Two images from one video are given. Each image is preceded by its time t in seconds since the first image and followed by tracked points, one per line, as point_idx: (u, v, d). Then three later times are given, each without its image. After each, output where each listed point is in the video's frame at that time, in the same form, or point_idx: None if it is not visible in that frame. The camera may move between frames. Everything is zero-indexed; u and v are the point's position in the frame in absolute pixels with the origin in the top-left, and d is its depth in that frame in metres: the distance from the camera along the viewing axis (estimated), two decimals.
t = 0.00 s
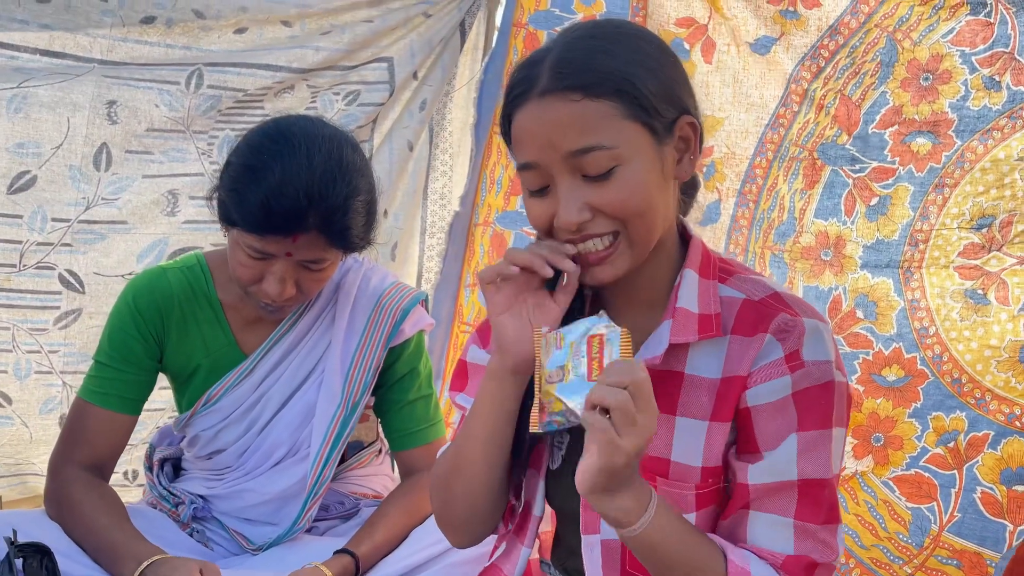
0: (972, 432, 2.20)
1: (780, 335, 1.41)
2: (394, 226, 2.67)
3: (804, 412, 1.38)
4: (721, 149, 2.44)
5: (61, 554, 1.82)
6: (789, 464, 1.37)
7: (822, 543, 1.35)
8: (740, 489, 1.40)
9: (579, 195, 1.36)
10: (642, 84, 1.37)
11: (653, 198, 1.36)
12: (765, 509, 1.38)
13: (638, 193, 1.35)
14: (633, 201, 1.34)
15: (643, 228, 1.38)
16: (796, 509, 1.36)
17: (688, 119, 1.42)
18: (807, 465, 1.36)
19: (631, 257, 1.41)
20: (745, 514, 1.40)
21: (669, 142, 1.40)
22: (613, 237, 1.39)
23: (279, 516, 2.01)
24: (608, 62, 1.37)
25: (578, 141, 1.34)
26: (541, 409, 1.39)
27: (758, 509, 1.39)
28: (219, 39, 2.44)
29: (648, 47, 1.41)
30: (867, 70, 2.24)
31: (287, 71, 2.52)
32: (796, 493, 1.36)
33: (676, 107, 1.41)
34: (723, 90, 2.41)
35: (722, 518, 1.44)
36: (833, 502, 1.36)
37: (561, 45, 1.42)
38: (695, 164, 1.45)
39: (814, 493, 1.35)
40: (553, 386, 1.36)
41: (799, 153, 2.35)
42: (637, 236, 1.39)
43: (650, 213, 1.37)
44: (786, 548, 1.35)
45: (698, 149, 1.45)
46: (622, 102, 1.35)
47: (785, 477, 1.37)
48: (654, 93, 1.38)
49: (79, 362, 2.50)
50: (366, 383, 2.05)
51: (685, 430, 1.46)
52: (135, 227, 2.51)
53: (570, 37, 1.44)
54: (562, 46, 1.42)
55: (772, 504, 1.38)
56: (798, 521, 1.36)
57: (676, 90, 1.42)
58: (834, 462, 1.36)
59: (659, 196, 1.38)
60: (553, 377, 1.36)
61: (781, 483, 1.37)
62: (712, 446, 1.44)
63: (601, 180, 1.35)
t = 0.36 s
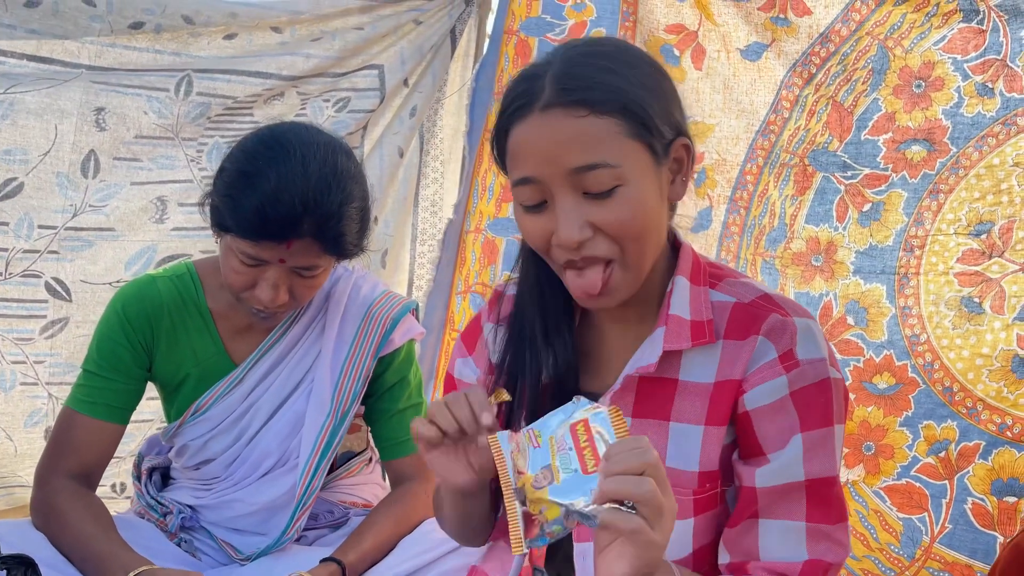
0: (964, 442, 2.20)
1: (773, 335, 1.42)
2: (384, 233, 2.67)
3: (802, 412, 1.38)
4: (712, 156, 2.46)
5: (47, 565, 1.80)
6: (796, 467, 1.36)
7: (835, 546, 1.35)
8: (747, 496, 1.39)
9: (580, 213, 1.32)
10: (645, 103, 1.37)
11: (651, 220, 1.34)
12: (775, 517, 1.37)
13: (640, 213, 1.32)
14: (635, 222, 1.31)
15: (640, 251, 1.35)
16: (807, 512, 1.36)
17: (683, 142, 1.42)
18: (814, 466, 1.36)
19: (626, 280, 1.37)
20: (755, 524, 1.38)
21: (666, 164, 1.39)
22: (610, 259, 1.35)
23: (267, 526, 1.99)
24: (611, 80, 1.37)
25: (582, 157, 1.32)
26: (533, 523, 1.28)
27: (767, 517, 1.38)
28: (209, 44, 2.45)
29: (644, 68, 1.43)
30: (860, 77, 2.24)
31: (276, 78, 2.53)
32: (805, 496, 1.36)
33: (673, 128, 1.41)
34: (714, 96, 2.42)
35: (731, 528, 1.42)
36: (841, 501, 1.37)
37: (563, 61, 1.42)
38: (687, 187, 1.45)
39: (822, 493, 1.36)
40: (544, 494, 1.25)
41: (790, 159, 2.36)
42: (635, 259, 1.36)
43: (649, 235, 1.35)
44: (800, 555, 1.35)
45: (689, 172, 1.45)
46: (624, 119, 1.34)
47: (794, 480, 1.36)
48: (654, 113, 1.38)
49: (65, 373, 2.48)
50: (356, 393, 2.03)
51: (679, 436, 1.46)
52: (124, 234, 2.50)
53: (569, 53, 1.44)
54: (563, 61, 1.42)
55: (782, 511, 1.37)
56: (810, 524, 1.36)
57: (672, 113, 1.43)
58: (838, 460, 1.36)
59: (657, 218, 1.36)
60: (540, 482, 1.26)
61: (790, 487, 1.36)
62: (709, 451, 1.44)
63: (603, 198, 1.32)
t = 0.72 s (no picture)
0: (952, 446, 2.19)
1: (757, 345, 1.45)
2: (375, 240, 2.65)
3: (789, 420, 1.41)
4: (699, 160, 2.44)
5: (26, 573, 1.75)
6: (782, 474, 1.39)
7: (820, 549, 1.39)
8: (734, 505, 1.42)
9: (597, 216, 1.40)
10: (663, 119, 1.47)
11: (661, 228, 1.44)
12: (763, 525, 1.40)
13: (651, 220, 1.41)
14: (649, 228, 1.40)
15: (648, 254, 1.43)
16: (794, 519, 1.40)
17: (686, 162, 1.52)
18: (799, 472, 1.40)
19: (632, 281, 1.44)
20: (744, 532, 1.42)
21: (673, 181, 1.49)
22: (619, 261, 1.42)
23: (254, 536, 1.96)
24: (631, 94, 1.46)
25: (604, 163, 1.40)
26: None
27: (755, 524, 1.41)
28: (194, 53, 2.46)
29: (658, 90, 1.52)
30: (842, 80, 2.25)
31: (263, 83, 2.51)
32: (792, 503, 1.40)
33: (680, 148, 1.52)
34: (701, 100, 2.42)
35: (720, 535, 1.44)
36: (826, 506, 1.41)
37: (585, 74, 1.50)
38: (684, 207, 1.54)
39: (809, 499, 1.40)
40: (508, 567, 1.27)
41: (777, 163, 2.36)
42: (643, 263, 1.44)
43: (658, 242, 1.44)
44: (788, 561, 1.39)
45: (687, 192, 1.54)
46: (642, 132, 1.44)
47: (780, 486, 1.40)
48: (667, 132, 1.48)
49: (49, 381, 2.44)
50: (344, 401, 2.00)
51: (668, 446, 1.47)
52: (106, 241, 2.46)
53: (590, 68, 1.52)
54: (584, 74, 1.50)
55: (769, 518, 1.41)
56: (797, 531, 1.39)
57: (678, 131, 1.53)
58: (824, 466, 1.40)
59: (665, 226, 1.45)
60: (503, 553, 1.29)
61: (777, 494, 1.40)
62: (698, 460, 1.45)
63: (620, 203, 1.41)
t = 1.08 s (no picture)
0: (940, 449, 2.18)
1: (753, 342, 1.46)
2: (361, 246, 2.63)
3: (783, 408, 1.39)
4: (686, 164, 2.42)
5: None
6: (773, 457, 1.36)
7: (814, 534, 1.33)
8: (729, 493, 1.38)
9: (595, 254, 1.41)
10: (663, 159, 1.46)
11: (660, 263, 1.43)
12: (756, 511, 1.36)
13: (648, 258, 1.41)
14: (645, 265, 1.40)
15: (647, 288, 1.44)
16: (787, 503, 1.35)
17: (690, 194, 1.50)
18: (790, 457, 1.36)
19: (631, 313, 1.45)
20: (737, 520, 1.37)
21: (675, 215, 1.48)
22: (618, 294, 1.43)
23: (240, 547, 1.94)
24: (631, 138, 1.45)
25: (601, 207, 1.40)
26: None
27: (749, 510, 1.36)
28: (177, 55, 2.44)
29: (661, 127, 1.51)
30: (822, 86, 2.26)
31: (247, 90, 2.50)
32: (783, 487, 1.36)
33: (683, 182, 1.50)
34: (688, 105, 2.41)
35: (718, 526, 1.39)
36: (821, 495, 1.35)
37: (587, 116, 1.50)
38: (691, 234, 1.53)
39: (800, 483, 1.35)
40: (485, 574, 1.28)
41: (764, 167, 2.35)
42: (642, 294, 1.44)
43: (656, 276, 1.44)
44: (782, 548, 1.33)
45: (693, 221, 1.53)
46: (641, 175, 1.42)
47: (771, 471, 1.36)
48: (667, 169, 1.46)
49: (32, 393, 2.41)
50: (330, 409, 1.98)
51: (671, 444, 1.46)
52: (90, 250, 2.44)
53: (593, 109, 1.52)
54: (587, 116, 1.50)
55: (761, 504, 1.36)
56: (790, 516, 1.34)
57: (681, 167, 1.51)
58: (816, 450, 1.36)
59: (664, 259, 1.45)
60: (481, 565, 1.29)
61: (768, 478, 1.36)
62: (701, 454, 1.44)
63: (617, 243, 1.41)
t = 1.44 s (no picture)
0: (930, 449, 2.19)
1: (756, 335, 1.47)
2: (354, 251, 2.62)
3: (787, 394, 1.39)
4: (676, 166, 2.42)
5: None
6: (778, 439, 1.37)
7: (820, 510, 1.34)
8: (739, 475, 1.40)
9: (604, 264, 1.43)
10: (672, 175, 1.46)
11: (668, 272, 1.46)
12: (763, 490, 1.37)
13: (656, 268, 1.43)
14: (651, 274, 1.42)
15: (654, 295, 1.47)
16: (793, 482, 1.35)
17: (699, 208, 1.50)
18: (795, 438, 1.37)
19: (638, 317, 1.49)
20: (746, 500, 1.39)
21: (682, 228, 1.49)
22: (627, 299, 1.46)
23: (231, 553, 1.93)
24: (641, 156, 1.45)
25: (611, 221, 1.42)
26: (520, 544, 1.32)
27: (757, 490, 1.38)
28: (167, 63, 2.44)
29: (671, 142, 1.51)
30: (814, 89, 2.27)
31: (237, 94, 2.50)
32: (789, 467, 1.36)
33: (692, 197, 1.50)
34: (678, 109, 2.40)
35: (731, 509, 1.42)
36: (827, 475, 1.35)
37: (601, 132, 1.51)
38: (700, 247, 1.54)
39: (804, 463, 1.35)
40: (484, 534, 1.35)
41: (754, 170, 2.35)
42: (649, 300, 1.47)
43: (664, 283, 1.46)
44: (789, 523, 1.34)
45: (701, 233, 1.53)
46: (651, 192, 1.43)
47: (777, 452, 1.37)
48: (677, 185, 1.46)
49: (21, 399, 2.41)
50: (319, 413, 1.98)
51: (680, 435, 1.47)
52: (79, 255, 2.43)
53: (607, 125, 1.52)
54: (602, 134, 1.50)
55: (768, 484, 1.37)
56: (797, 494, 1.35)
57: (690, 180, 1.51)
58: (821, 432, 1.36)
59: (672, 268, 1.47)
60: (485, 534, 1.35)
61: (774, 459, 1.37)
62: (711, 442, 1.44)
63: (626, 254, 1.43)
